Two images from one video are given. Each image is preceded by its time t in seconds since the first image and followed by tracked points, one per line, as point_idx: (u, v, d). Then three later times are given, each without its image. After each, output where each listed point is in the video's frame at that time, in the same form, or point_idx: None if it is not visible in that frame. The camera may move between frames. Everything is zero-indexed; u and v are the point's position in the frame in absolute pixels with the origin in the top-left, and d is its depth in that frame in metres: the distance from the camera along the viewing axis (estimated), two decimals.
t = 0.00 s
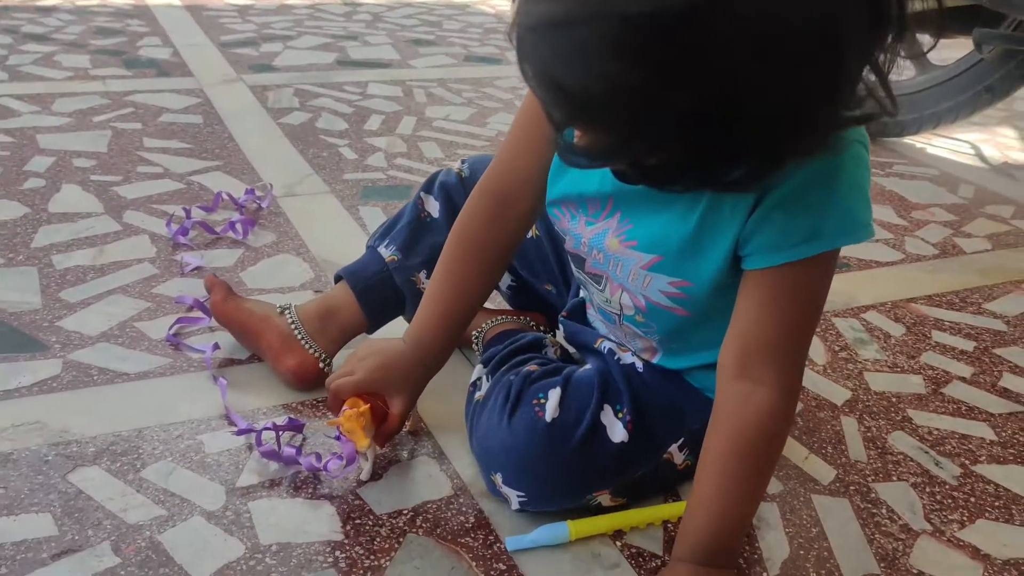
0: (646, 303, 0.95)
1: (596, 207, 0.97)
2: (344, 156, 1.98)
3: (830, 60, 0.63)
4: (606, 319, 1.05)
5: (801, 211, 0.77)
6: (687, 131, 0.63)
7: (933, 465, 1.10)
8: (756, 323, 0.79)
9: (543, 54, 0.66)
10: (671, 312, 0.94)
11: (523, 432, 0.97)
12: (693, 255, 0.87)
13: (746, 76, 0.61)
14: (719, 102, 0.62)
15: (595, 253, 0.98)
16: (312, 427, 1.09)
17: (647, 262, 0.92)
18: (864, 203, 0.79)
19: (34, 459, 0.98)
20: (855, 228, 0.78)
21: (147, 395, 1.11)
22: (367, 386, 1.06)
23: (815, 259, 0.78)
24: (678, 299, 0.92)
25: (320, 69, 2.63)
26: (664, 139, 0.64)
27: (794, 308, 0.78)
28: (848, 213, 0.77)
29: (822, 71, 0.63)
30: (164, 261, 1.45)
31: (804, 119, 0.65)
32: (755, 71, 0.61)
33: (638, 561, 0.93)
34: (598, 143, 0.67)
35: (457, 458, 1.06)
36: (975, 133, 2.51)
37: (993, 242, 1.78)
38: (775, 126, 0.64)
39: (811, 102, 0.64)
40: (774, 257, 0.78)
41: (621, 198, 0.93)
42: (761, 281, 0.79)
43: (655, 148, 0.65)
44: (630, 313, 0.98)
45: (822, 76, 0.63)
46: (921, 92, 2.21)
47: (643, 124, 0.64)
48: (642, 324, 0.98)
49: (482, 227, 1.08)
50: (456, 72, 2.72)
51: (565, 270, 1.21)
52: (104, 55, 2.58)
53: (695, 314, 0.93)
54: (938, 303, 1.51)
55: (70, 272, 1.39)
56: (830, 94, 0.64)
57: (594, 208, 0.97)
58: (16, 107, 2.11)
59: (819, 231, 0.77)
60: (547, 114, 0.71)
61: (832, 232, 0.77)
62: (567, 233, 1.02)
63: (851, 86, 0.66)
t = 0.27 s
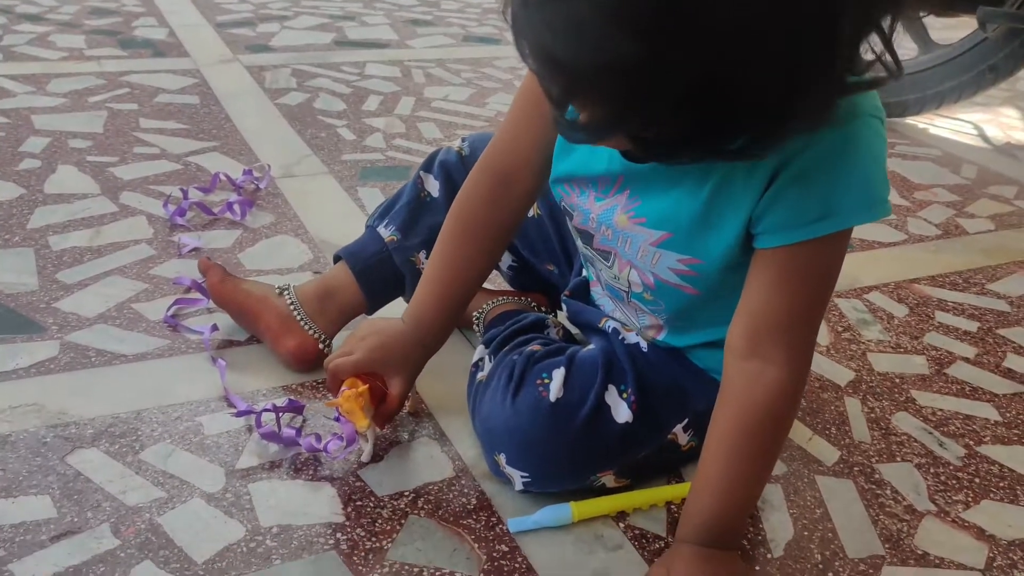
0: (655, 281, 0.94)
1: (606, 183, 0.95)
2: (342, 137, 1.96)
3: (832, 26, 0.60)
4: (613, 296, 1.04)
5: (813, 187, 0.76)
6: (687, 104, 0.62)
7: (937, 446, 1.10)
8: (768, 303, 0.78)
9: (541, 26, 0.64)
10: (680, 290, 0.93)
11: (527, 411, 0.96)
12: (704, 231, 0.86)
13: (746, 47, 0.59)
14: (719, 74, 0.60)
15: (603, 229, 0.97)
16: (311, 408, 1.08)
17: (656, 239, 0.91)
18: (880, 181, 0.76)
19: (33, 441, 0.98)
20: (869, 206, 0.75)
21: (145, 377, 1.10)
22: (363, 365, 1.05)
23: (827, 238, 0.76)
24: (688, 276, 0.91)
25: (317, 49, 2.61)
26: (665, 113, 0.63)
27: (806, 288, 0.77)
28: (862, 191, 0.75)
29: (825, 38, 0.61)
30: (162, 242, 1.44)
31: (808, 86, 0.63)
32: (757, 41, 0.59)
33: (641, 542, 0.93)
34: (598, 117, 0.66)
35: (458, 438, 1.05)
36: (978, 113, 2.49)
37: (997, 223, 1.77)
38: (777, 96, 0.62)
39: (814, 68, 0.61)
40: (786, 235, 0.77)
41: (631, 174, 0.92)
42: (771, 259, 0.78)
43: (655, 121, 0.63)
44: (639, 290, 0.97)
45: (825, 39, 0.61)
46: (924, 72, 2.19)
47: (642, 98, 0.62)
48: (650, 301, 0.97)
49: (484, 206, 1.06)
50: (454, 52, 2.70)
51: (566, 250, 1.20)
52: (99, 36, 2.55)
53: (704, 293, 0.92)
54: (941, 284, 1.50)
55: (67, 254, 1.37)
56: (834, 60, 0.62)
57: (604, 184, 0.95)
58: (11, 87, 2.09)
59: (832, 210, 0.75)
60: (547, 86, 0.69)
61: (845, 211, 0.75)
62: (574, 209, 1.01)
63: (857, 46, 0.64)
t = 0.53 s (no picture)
0: (663, 271, 0.92)
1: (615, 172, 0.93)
2: (344, 125, 1.94)
3: None
4: (624, 287, 1.02)
5: (823, 175, 0.74)
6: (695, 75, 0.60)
7: (949, 436, 1.08)
8: (778, 293, 0.76)
9: None
10: (688, 280, 0.91)
11: (534, 402, 0.95)
12: (712, 221, 0.84)
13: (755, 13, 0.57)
14: (728, 43, 0.58)
15: (611, 218, 0.95)
16: (316, 398, 1.07)
17: (664, 229, 0.89)
18: (890, 168, 0.74)
19: (34, 432, 0.96)
20: (879, 194, 0.74)
21: (148, 367, 1.09)
22: (361, 354, 1.04)
23: (836, 226, 0.74)
24: (696, 267, 0.89)
25: (318, 38, 2.58)
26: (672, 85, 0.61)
27: (818, 277, 0.76)
28: (871, 178, 0.73)
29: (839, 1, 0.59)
30: (163, 231, 1.43)
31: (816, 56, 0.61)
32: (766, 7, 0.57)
33: (650, 533, 0.92)
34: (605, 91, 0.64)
35: (466, 429, 1.04)
36: (984, 101, 2.47)
37: (1005, 211, 1.76)
38: (787, 65, 0.60)
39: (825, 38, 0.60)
40: (794, 224, 0.75)
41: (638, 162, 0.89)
42: (781, 248, 0.76)
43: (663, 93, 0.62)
44: (648, 281, 0.96)
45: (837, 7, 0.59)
46: (930, 60, 2.17)
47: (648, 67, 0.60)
48: (659, 292, 0.96)
49: (486, 194, 1.05)
50: (456, 41, 2.67)
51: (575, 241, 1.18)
52: (98, 24, 2.53)
53: (712, 283, 0.90)
54: (950, 273, 1.48)
55: (68, 243, 1.36)
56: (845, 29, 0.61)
57: (611, 172, 0.93)
58: (10, 76, 2.07)
59: (842, 197, 0.73)
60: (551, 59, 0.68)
61: (855, 199, 0.73)
62: (582, 197, 0.99)
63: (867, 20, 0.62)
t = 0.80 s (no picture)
0: (667, 266, 0.92)
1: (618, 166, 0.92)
2: (346, 119, 1.94)
3: None
4: (629, 282, 1.02)
5: (827, 167, 0.73)
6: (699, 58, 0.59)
7: (951, 432, 1.08)
8: (779, 288, 0.76)
9: None
10: (692, 275, 0.91)
11: (538, 397, 0.95)
12: (716, 215, 0.84)
13: None
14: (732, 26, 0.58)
15: (614, 213, 0.95)
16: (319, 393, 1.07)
17: (667, 224, 0.89)
18: (893, 161, 0.74)
19: (38, 426, 0.96)
20: (882, 187, 0.73)
21: (151, 361, 1.09)
22: (360, 347, 1.04)
23: (839, 219, 0.73)
24: (700, 261, 0.89)
25: (320, 31, 2.58)
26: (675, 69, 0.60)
27: (821, 272, 0.75)
28: (874, 172, 0.73)
29: None
30: (165, 225, 1.42)
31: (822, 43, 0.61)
32: None
33: (653, 529, 0.92)
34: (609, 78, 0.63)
35: (469, 424, 1.04)
36: (988, 96, 2.46)
37: (1008, 207, 1.75)
38: (792, 49, 0.59)
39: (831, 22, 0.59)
40: (797, 217, 0.75)
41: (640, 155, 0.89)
42: (784, 242, 0.76)
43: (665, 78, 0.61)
44: (652, 275, 0.95)
45: None
46: (934, 54, 2.16)
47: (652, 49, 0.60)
48: (664, 287, 0.95)
49: (488, 188, 1.04)
50: (458, 34, 2.67)
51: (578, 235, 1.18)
52: (100, 16, 2.53)
53: (716, 278, 0.89)
54: (953, 269, 1.48)
55: (70, 237, 1.36)
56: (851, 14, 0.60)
57: (615, 167, 0.93)
58: (11, 68, 2.07)
59: (844, 190, 0.73)
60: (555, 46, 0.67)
61: (858, 192, 0.73)
62: (586, 192, 0.98)
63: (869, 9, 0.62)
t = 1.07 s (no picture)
0: (660, 274, 0.92)
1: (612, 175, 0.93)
2: (349, 122, 1.93)
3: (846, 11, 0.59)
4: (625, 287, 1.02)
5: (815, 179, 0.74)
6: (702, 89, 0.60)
7: (955, 442, 1.08)
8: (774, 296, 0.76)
9: (545, 5, 0.62)
10: (685, 284, 0.91)
11: (540, 403, 0.94)
12: (707, 225, 0.84)
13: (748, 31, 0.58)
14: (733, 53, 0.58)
15: (609, 222, 0.95)
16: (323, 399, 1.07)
17: (659, 233, 0.89)
18: (877, 174, 0.75)
19: (41, 430, 0.96)
20: (867, 201, 0.74)
21: (156, 365, 1.09)
22: (369, 354, 1.03)
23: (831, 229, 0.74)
24: (693, 271, 0.89)
25: (323, 33, 2.58)
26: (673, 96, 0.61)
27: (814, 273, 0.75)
28: (861, 184, 0.74)
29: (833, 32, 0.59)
30: (169, 228, 1.42)
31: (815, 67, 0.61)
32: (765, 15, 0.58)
33: (657, 538, 0.92)
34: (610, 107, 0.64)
35: (473, 431, 1.04)
36: (990, 103, 2.46)
37: (1011, 215, 1.75)
38: (785, 88, 0.60)
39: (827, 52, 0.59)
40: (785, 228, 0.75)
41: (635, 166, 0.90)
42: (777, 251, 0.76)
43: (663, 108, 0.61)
44: (645, 283, 0.96)
45: (839, 20, 0.59)
46: (937, 61, 2.16)
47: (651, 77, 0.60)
48: (658, 294, 0.96)
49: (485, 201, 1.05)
50: (462, 37, 2.66)
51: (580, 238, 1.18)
52: (103, 17, 2.53)
53: (709, 287, 0.90)
54: (956, 277, 1.48)
55: (73, 239, 1.36)
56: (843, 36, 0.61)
57: (610, 176, 0.93)
58: (14, 69, 2.07)
59: (829, 203, 0.73)
60: (551, 75, 0.68)
61: (845, 204, 0.73)
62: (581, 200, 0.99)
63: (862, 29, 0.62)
